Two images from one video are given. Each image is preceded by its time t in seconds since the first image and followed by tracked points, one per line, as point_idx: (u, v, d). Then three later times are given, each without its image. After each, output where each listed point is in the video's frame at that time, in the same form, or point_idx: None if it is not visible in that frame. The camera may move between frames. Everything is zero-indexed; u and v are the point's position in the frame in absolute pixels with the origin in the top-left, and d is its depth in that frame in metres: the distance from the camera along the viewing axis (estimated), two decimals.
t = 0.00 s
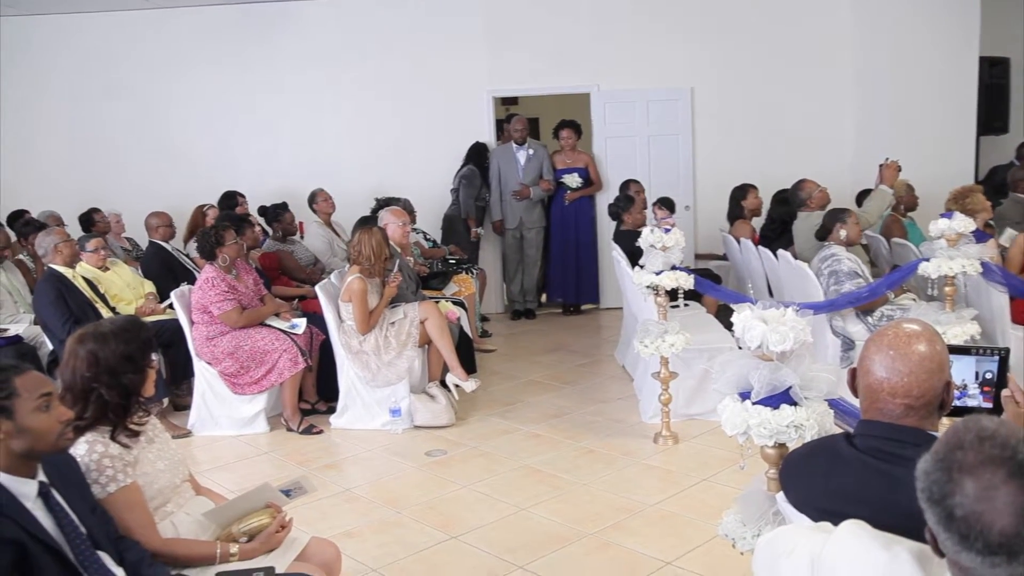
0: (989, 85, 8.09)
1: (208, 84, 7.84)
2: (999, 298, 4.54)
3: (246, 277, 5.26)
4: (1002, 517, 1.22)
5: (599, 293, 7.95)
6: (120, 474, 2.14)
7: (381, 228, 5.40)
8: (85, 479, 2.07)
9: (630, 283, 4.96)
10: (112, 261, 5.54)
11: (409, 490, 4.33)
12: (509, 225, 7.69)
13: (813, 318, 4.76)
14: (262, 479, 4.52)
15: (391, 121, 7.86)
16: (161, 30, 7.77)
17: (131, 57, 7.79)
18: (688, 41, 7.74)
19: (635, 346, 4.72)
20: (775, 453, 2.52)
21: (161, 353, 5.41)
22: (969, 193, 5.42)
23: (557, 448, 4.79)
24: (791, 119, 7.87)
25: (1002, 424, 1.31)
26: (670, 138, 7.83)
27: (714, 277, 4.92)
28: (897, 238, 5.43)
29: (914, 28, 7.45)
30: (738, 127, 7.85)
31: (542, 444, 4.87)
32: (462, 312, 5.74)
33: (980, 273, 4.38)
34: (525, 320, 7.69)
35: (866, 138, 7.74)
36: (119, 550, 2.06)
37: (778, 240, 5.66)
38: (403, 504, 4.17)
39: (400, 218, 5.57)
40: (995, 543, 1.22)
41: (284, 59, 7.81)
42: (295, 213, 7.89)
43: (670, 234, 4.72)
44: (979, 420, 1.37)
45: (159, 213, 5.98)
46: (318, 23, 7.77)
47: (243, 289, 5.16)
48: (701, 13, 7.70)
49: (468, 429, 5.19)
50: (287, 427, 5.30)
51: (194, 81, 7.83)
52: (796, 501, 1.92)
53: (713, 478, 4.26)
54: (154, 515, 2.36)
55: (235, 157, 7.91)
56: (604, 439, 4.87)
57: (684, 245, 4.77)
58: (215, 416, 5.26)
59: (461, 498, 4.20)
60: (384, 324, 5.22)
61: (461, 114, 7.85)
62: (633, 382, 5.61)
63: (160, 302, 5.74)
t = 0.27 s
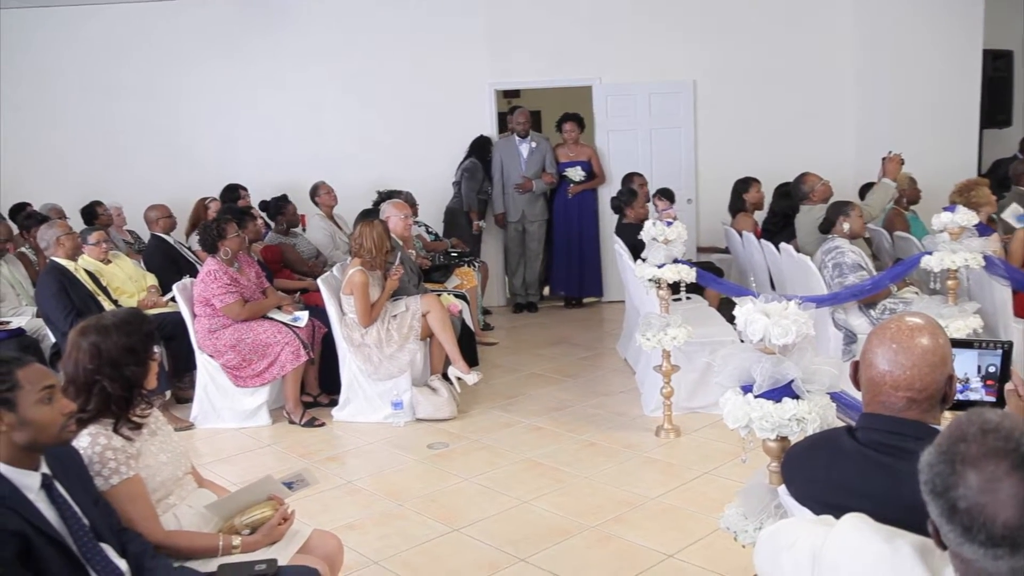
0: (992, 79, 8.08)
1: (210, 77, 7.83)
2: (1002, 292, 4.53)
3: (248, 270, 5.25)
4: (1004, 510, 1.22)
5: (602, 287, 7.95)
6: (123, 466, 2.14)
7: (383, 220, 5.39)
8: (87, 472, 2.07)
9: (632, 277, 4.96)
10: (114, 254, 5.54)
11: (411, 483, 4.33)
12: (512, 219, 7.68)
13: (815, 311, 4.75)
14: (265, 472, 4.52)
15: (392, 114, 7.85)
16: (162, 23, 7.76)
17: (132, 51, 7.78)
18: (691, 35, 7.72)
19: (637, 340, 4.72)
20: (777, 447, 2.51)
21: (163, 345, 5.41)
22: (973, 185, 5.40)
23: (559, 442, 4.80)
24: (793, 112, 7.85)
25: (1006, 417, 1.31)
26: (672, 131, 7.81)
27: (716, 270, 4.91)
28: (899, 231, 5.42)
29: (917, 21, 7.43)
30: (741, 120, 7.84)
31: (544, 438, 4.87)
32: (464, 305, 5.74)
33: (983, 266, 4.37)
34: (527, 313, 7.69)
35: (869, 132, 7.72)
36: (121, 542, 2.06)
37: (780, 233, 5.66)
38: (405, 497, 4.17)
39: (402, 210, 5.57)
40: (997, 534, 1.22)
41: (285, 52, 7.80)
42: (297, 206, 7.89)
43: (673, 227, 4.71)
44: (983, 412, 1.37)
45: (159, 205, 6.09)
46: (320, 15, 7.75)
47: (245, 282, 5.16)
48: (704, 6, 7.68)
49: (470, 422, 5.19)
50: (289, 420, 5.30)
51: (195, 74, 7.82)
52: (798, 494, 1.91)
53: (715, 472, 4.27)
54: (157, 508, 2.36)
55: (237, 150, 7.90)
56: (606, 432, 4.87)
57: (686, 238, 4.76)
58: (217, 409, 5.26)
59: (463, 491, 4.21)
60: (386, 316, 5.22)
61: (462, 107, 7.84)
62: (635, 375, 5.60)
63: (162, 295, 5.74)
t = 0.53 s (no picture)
0: (996, 78, 8.08)
1: (212, 77, 7.83)
2: (1005, 292, 4.53)
3: (251, 270, 5.26)
4: (1010, 511, 1.22)
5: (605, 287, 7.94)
6: (127, 467, 2.15)
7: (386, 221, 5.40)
8: (91, 473, 2.08)
9: (635, 277, 4.96)
10: (118, 255, 5.55)
11: (414, 484, 4.34)
12: (515, 219, 7.68)
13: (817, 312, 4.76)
14: (268, 472, 4.53)
15: (395, 115, 7.85)
16: (164, 23, 7.77)
17: (135, 51, 7.79)
18: (693, 35, 7.71)
19: (640, 340, 4.72)
20: (781, 447, 2.51)
21: (166, 346, 5.42)
22: (978, 185, 5.40)
23: (562, 442, 4.80)
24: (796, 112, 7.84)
25: (1011, 417, 1.31)
26: (675, 131, 7.81)
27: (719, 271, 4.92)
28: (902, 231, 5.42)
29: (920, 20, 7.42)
30: (743, 120, 7.83)
31: (547, 438, 4.87)
32: (467, 306, 5.75)
33: (986, 266, 4.37)
34: (530, 314, 7.69)
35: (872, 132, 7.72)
36: (125, 543, 2.07)
37: (783, 233, 5.67)
38: (408, 497, 4.18)
39: (405, 211, 5.58)
40: (1002, 535, 1.22)
41: (287, 52, 7.81)
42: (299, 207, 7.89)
43: (675, 227, 4.71)
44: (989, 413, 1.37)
45: (160, 206, 6.11)
46: (325, 17, 7.76)
47: (249, 283, 5.16)
48: (706, 6, 7.67)
49: (473, 422, 5.19)
50: (292, 421, 5.31)
51: (198, 75, 7.83)
52: (802, 495, 1.91)
53: (718, 472, 4.27)
54: (160, 508, 2.36)
55: (239, 150, 7.91)
56: (609, 433, 4.87)
57: (689, 238, 4.76)
58: (220, 409, 5.27)
59: (466, 491, 4.21)
60: (388, 317, 5.23)
61: (465, 107, 7.84)
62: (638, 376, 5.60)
63: (166, 295, 5.75)
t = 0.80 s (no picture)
0: (1000, 78, 8.08)
1: (216, 79, 7.85)
2: (1010, 294, 4.52)
3: (255, 272, 5.26)
4: (1011, 511, 1.21)
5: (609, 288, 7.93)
6: (131, 468, 2.15)
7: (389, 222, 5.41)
8: (95, 473, 2.08)
9: (638, 278, 4.96)
10: (121, 256, 5.56)
11: (418, 485, 4.34)
12: (518, 220, 7.67)
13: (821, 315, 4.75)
14: (272, 473, 4.53)
15: (398, 116, 7.86)
16: (168, 25, 7.78)
17: (139, 53, 7.81)
18: (697, 35, 7.71)
19: (644, 341, 4.71)
20: (785, 449, 2.51)
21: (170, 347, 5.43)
22: (982, 186, 5.40)
23: (566, 443, 4.80)
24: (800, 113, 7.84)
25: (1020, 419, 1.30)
26: (678, 132, 7.80)
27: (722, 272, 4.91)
28: (906, 232, 5.41)
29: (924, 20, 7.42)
30: (746, 121, 7.82)
31: (550, 440, 4.87)
32: (470, 307, 5.75)
33: (991, 268, 4.36)
34: (533, 315, 7.69)
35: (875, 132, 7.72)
36: (129, 543, 2.07)
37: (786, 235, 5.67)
38: (411, 498, 4.18)
39: (408, 212, 5.59)
40: (1004, 535, 1.22)
41: (291, 54, 7.82)
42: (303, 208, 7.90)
43: (679, 228, 4.70)
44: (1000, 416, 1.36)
45: (162, 208, 6.14)
46: (328, 18, 7.77)
47: (253, 284, 5.16)
48: (709, 7, 7.67)
49: (476, 423, 5.19)
50: (296, 422, 5.31)
51: (201, 76, 7.84)
52: (806, 498, 1.90)
53: (722, 474, 4.26)
54: (164, 509, 2.36)
55: (243, 151, 7.92)
56: (612, 434, 4.86)
57: (692, 240, 4.75)
58: (224, 411, 5.27)
59: (470, 493, 4.21)
60: (392, 318, 5.23)
61: (468, 108, 7.84)
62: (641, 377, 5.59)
63: (169, 296, 5.76)
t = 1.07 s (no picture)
0: (998, 79, 8.09)
1: (215, 79, 7.85)
2: (1008, 294, 4.52)
3: (254, 272, 5.26)
4: (975, 503, 1.17)
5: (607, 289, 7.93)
6: (129, 468, 2.15)
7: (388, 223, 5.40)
8: (93, 474, 2.08)
9: (637, 278, 4.96)
10: (120, 256, 5.56)
11: (417, 485, 4.33)
12: (517, 220, 7.68)
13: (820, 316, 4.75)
14: (270, 474, 4.53)
15: (397, 116, 7.86)
16: (167, 25, 7.78)
17: (138, 53, 7.81)
18: (696, 36, 7.71)
19: (643, 341, 4.71)
20: (783, 449, 2.51)
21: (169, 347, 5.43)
22: (981, 187, 5.41)
23: (565, 444, 4.79)
24: (798, 113, 7.84)
25: None
26: (677, 132, 7.81)
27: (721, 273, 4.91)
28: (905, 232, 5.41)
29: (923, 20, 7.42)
30: (745, 121, 7.83)
31: (549, 440, 4.87)
32: (469, 308, 5.74)
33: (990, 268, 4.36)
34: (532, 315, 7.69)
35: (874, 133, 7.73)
36: (128, 544, 2.07)
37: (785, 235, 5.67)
38: (410, 499, 4.18)
39: (407, 213, 5.58)
40: (963, 522, 1.19)
41: (290, 54, 7.82)
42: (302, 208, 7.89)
43: (678, 229, 4.71)
44: None
45: (162, 208, 6.19)
46: (327, 18, 7.77)
47: (252, 284, 5.16)
48: (708, 7, 7.68)
49: (475, 424, 5.19)
50: (295, 422, 5.31)
51: (201, 77, 7.84)
52: (804, 498, 1.91)
53: (721, 474, 4.26)
54: (163, 510, 2.36)
55: (242, 152, 7.91)
56: (611, 434, 4.86)
57: (691, 240, 4.76)
58: (222, 411, 5.27)
59: (469, 493, 4.21)
60: (390, 318, 5.23)
61: (468, 109, 7.84)
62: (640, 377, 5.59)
63: (168, 297, 5.76)
